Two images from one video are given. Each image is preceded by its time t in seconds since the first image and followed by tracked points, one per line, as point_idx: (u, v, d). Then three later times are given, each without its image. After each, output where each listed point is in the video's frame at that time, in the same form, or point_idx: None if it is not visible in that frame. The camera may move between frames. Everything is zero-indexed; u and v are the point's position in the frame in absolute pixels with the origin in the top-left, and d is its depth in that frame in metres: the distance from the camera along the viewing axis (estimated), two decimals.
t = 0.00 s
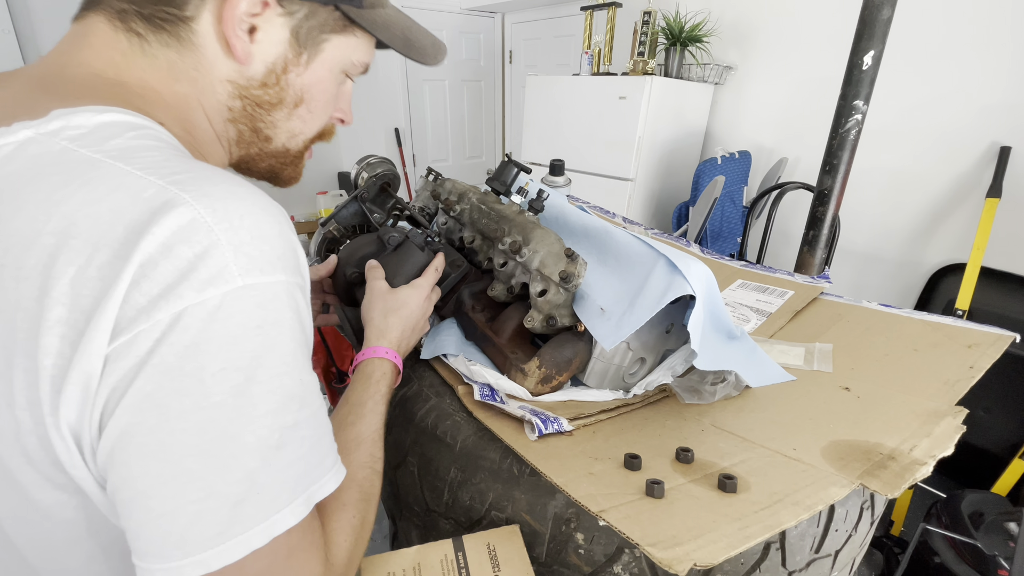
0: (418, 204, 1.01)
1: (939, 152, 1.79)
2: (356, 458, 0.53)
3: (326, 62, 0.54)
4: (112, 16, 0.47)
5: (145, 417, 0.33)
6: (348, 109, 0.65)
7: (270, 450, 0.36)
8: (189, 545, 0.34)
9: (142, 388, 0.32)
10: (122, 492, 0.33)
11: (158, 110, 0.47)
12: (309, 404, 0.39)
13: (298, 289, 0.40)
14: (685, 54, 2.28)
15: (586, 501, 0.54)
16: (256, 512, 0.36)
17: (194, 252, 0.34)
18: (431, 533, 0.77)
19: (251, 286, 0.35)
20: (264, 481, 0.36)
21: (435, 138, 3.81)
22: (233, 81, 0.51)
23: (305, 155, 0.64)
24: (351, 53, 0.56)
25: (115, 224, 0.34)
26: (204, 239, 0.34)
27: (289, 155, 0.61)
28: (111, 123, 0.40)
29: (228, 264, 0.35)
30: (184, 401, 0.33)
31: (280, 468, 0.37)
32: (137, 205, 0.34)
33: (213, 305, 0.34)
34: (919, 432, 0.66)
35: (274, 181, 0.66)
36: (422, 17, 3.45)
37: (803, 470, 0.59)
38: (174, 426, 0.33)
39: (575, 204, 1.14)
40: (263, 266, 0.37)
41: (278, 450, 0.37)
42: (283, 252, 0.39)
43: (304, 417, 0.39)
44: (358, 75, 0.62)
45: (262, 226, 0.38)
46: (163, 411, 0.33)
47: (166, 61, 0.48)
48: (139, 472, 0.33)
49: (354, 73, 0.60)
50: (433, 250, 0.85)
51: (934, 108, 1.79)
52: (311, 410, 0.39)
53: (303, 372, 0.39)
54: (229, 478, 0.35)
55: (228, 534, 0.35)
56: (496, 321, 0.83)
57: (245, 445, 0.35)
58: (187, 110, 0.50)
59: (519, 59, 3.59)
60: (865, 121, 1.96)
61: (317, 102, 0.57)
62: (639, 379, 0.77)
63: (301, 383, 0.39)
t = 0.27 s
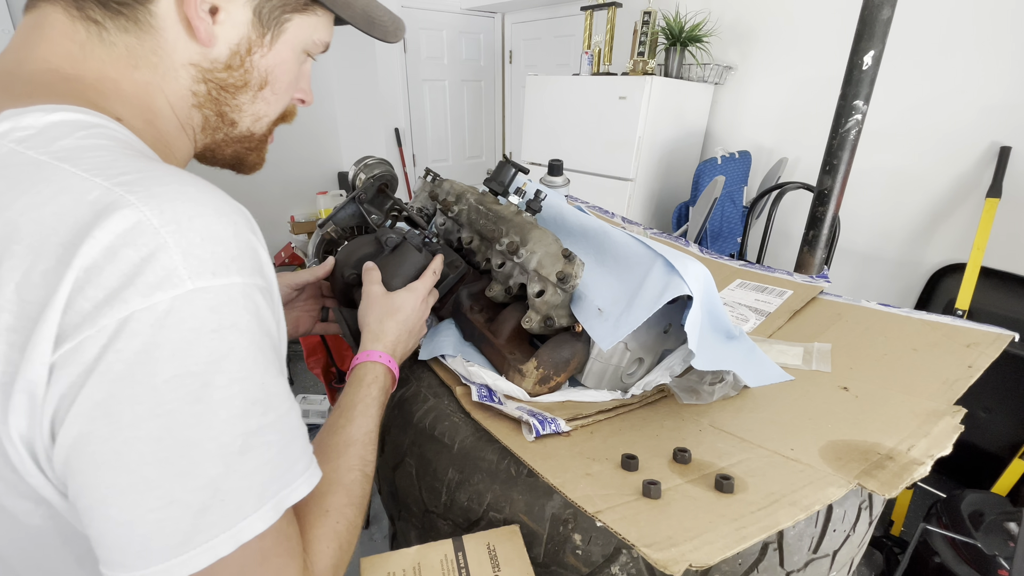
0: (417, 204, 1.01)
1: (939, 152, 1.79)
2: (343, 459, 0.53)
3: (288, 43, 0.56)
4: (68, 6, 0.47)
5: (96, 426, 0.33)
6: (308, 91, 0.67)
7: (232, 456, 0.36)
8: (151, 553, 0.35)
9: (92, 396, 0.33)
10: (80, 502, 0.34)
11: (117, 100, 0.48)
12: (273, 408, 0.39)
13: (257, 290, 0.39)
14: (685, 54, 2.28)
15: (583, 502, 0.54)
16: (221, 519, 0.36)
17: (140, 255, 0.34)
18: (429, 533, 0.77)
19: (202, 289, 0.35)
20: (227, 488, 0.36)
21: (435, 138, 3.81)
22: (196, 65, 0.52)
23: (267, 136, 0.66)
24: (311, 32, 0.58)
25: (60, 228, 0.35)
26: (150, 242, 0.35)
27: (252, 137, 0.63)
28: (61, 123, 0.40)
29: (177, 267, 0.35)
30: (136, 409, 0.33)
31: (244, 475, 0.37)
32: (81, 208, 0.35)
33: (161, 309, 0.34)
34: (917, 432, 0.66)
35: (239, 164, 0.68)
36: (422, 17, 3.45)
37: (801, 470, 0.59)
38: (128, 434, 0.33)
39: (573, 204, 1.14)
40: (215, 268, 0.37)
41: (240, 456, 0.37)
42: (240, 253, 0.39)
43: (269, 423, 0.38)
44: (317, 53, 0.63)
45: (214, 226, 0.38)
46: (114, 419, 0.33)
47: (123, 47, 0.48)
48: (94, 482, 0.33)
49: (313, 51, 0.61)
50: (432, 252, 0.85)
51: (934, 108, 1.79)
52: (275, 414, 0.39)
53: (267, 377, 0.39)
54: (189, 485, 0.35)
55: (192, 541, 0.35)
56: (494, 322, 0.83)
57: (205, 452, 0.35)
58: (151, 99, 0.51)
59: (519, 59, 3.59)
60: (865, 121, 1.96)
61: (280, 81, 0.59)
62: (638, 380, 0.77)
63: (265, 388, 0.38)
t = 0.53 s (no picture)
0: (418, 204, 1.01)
1: (940, 152, 1.79)
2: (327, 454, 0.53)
3: (269, 36, 0.59)
4: (78, 7, 0.46)
5: (70, 401, 0.33)
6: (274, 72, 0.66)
7: (205, 439, 0.36)
8: (121, 531, 0.34)
9: (67, 371, 0.33)
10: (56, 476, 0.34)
11: (121, 96, 0.48)
12: (250, 394, 0.39)
13: (236, 277, 0.40)
14: (685, 55, 2.28)
15: (585, 502, 0.54)
16: (193, 500, 0.36)
17: (117, 236, 0.35)
18: (431, 533, 0.76)
19: (178, 271, 0.36)
20: (200, 470, 0.36)
21: (435, 138, 3.81)
22: (202, 59, 0.53)
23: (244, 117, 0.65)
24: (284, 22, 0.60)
25: (45, 209, 0.36)
26: (128, 224, 0.35)
27: (234, 117, 0.63)
28: (55, 114, 0.41)
29: (153, 249, 0.35)
30: (109, 386, 0.33)
31: (216, 458, 0.37)
32: (66, 191, 0.36)
33: (136, 289, 0.34)
34: (919, 432, 0.66)
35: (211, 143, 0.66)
36: (422, 17, 3.44)
37: (802, 470, 0.59)
38: (101, 411, 0.33)
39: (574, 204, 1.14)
40: (192, 251, 0.37)
41: (214, 440, 0.37)
42: (218, 239, 0.39)
43: (244, 408, 0.38)
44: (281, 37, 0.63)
45: (196, 215, 0.38)
46: (88, 394, 0.33)
47: (128, 44, 0.48)
48: (67, 457, 0.33)
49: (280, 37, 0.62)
50: (433, 251, 0.85)
51: (934, 108, 1.79)
52: (252, 400, 0.39)
53: (243, 361, 0.39)
54: (162, 465, 0.35)
55: (162, 522, 0.35)
56: (495, 321, 0.83)
57: (179, 432, 0.35)
58: (155, 92, 0.51)
59: (519, 59, 3.59)
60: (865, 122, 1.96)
61: (259, 70, 0.60)
62: (639, 379, 0.77)
63: (240, 372, 0.38)
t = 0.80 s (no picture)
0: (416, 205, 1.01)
1: (940, 152, 1.79)
2: (304, 441, 0.48)
3: (260, 40, 0.59)
4: (87, 20, 0.47)
5: None
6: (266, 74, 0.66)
7: (112, 405, 0.34)
8: (28, 485, 0.34)
9: None
10: None
11: (118, 98, 0.49)
12: (170, 367, 0.37)
13: (165, 256, 0.39)
14: (685, 55, 2.28)
15: (582, 503, 0.54)
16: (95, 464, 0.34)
17: (47, 210, 0.36)
18: (429, 533, 0.76)
19: (96, 242, 0.35)
20: (106, 435, 0.34)
21: (435, 138, 3.81)
22: (196, 63, 0.53)
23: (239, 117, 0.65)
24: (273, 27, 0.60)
25: None
26: (58, 199, 0.36)
27: (231, 117, 0.62)
28: (37, 112, 0.42)
29: (77, 222, 0.35)
30: (20, 345, 0.33)
31: (123, 426, 0.35)
32: (14, 168, 0.38)
33: (53, 257, 0.34)
34: (917, 432, 0.66)
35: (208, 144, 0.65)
36: (422, 17, 3.44)
37: (800, 470, 0.59)
38: (15, 366, 0.33)
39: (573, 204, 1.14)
40: (116, 227, 0.37)
41: (123, 407, 0.35)
42: (151, 219, 0.39)
43: (160, 381, 0.36)
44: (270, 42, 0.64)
45: (126, 195, 0.38)
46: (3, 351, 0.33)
47: (119, 46, 0.48)
48: None
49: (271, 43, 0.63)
50: (431, 252, 0.85)
51: (934, 108, 1.79)
52: (168, 372, 0.37)
53: (162, 335, 0.37)
54: (68, 425, 0.34)
55: (62, 480, 0.34)
56: (493, 322, 0.83)
57: (86, 397, 0.34)
58: (151, 95, 0.51)
59: (519, 59, 3.59)
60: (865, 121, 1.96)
61: (250, 73, 0.60)
62: (637, 380, 0.77)
63: (155, 344, 0.36)
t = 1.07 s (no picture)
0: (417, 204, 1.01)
1: (940, 152, 1.79)
2: (201, 419, 0.48)
3: (241, 32, 0.60)
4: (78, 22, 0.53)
5: None
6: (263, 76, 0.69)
7: None
8: None
9: None
10: None
11: (103, 90, 0.54)
12: (55, 318, 0.39)
13: (67, 223, 0.41)
14: (685, 54, 2.28)
15: (583, 502, 0.54)
16: None
17: None
18: (430, 533, 0.76)
19: None
20: None
21: (435, 138, 3.80)
22: (168, 54, 0.56)
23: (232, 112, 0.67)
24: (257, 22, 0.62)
25: None
26: None
27: (221, 109, 0.64)
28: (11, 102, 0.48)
29: None
30: None
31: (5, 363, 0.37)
32: None
33: None
34: (918, 432, 0.66)
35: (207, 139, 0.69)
36: (422, 17, 3.43)
37: (801, 470, 0.59)
38: None
39: (573, 204, 1.14)
40: (19, 194, 0.40)
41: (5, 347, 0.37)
42: (60, 190, 0.42)
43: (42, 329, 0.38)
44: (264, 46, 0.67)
45: (41, 166, 0.42)
46: None
47: (92, 42, 0.54)
48: None
49: (259, 44, 0.65)
50: (431, 252, 0.85)
51: (935, 108, 1.79)
52: (53, 321, 0.39)
53: (51, 290, 0.39)
54: None
55: None
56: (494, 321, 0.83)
57: None
58: (132, 86, 0.56)
59: (519, 59, 3.59)
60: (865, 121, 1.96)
61: (236, 68, 0.62)
62: (638, 380, 0.77)
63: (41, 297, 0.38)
